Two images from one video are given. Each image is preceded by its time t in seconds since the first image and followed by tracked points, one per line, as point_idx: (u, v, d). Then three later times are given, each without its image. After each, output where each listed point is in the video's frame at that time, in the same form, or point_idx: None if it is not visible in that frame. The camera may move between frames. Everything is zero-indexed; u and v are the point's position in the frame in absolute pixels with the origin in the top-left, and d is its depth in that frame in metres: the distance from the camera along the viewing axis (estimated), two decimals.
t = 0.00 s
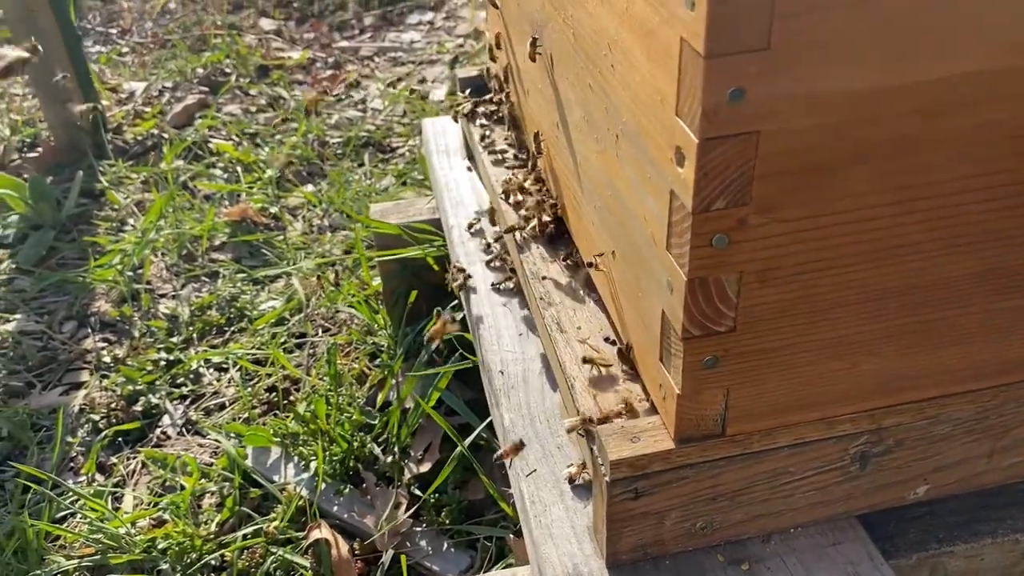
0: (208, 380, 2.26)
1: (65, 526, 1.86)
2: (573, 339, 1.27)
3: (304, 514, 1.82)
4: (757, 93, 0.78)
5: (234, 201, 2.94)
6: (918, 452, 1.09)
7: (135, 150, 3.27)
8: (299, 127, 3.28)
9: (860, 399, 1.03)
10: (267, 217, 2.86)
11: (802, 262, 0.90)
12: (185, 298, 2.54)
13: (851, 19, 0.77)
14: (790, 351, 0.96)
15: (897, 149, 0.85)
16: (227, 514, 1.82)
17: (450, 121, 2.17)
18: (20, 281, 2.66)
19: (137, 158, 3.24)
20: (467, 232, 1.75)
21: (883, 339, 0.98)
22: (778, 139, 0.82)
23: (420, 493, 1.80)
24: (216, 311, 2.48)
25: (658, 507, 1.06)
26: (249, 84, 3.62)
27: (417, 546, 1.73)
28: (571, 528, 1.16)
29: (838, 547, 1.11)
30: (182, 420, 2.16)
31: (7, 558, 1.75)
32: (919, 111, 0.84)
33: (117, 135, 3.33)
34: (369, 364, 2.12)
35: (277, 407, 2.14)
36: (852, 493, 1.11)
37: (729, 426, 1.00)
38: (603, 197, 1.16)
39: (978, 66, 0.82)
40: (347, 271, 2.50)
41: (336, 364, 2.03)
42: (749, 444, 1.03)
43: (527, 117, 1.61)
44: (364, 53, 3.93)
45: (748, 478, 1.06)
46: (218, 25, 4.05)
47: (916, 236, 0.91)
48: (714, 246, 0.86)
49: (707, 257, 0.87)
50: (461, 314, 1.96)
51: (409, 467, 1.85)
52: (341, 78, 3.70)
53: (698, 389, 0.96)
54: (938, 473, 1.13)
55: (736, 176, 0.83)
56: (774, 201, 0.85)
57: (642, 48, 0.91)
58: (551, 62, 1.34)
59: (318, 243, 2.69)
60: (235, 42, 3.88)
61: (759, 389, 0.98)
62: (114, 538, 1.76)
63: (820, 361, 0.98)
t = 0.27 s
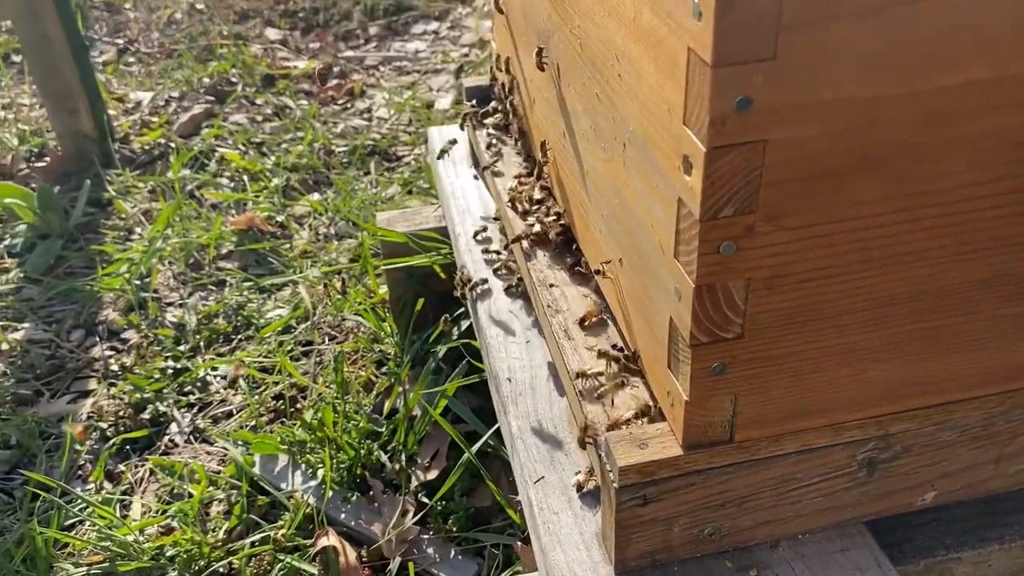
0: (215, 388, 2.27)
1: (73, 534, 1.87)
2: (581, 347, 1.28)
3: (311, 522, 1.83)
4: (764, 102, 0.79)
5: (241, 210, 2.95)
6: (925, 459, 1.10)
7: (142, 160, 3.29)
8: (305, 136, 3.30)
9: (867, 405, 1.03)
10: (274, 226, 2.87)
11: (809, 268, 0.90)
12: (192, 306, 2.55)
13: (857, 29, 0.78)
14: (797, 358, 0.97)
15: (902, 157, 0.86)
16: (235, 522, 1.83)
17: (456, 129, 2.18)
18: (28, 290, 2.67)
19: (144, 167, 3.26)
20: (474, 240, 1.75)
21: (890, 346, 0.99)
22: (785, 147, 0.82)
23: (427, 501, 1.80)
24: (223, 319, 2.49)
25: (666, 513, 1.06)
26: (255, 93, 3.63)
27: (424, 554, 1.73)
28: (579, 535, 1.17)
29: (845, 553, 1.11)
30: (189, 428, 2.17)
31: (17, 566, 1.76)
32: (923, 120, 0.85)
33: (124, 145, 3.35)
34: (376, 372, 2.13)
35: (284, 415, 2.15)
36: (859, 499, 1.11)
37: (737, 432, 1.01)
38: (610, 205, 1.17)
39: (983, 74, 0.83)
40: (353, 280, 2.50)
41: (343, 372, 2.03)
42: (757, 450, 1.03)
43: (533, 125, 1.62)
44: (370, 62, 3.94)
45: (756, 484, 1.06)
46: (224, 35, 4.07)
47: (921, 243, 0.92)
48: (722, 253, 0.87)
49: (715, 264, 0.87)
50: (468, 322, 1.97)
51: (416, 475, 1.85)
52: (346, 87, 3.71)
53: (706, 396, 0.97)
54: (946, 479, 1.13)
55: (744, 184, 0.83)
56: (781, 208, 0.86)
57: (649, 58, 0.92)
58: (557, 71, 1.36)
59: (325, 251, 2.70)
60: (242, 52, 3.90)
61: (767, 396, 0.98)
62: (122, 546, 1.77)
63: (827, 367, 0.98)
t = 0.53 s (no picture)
0: (224, 395, 2.28)
1: (84, 540, 1.87)
2: (591, 352, 1.28)
3: (320, 528, 1.83)
4: (777, 108, 0.79)
5: (249, 217, 2.96)
6: (937, 464, 1.10)
7: (150, 167, 3.30)
8: (312, 143, 3.31)
9: (879, 411, 1.03)
10: (282, 232, 2.88)
11: (821, 274, 0.91)
12: (200, 313, 2.56)
13: (869, 36, 0.78)
14: (809, 363, 0.97)
15: (914, 163, 0.86)
16: (244, 528, 1.83)
17: (463, 136, 2.19)
18: (37, 297, 2.68)
19: (152, 174, 3.27)
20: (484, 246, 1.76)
21: (902, 351, 0.99)
22: (797, 153, 0.83)
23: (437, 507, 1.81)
24: (231, 326, 2.50)
25: (678, 519, 1.07)
26: (262, 101, 3.65)
27: (434, 560, 1.74)
28: (591, 541, 1.17)
29: (858, 558, 1.11)
30: (198, 434, 2.18)
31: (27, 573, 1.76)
32: (936, 126, 0.85)
33: (132, 152, 3.36)
34: (384, 378, 2.13)
35: (293, 421, 2.15)
36: (871, 504, 1.11)
37: (749, 438, 1.01)
38: (621, 211, 1.18)
39: (995, 80, 0.83)
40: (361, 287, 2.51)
41: (351, 378, 2.04)
42: (769, 456, 1.03)
43: (542, 132, 1.63)
44: (376, 69, 3.95)
45: (768, 490, 1.06)
46: (231, 43, 4.08)
47: (933, 249, 0.92)
48: (735, 259, 0.87)
49: (727, 270, 0.88)
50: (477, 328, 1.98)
51: (425, 480, 1.86)
52: (352, 94, 3.72)
53: (719, 401, 0.97)
54: (958, 485, 1.13)
55: (756, 190, 0.84)
56: (793, 214, 0.86)
57: (662, 65, 0.93)
58: (567, 78, 1.36)
59: (332, 257, 2.70)
60: (248, 60, 3.91)
61: (779, 401, 0.99)
62: (131, 552, 1.77)
63: (840, 372, 0.98)
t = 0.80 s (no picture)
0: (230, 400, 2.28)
1: (91, 545, 1.87)
2: (598, 358, 1.28)
3: (327, 533, 1.83)
4: (785, 114, 0.80)
5: (255, 223, 2.97)
6: (946, 469, 1.10)
7: (156, 173, 3.31)
8: (317, 149, 3.32)
9: (888, 416, 1.03)
10: (287, 238, 2.88)
11: (829, 279, 0.91)
12: (207, 318, 2.56)
13: (878, 42, 0.78)
14: (817, 368, 0.97)
15: (923, 168, 0.86)
16: (251, 533, 1.83)
17: (469, 141, 2.19)
18: (44, 303, 2.68)
19: (158, 180, 3.28)
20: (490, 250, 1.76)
21: (910, 355, 0.99)
22: (805, 159, 0.83)
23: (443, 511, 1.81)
24: (237, 331, 2.50)
25: (687, 524, 1.06)
26: (267, 107, 3.65)
27: (441, 565, 1.73)
28: (599, 546, 1.17)
29: (867, 563, 1.11)
30: (205, 439, 2.18)
31: None
32: (944, 130, 0.85)
33: (138, 158, 3.37)
34: (390, 384, 2.14)
35: (299, 426, 2.15)
36: (880, 509, 1.11)
37: (758, 443, 1.01)
38: (628, 216, 1.18)
39: (1003, 84, 0.83)
40: (367, 292, 2.51)
41: (358, 383, 2.04)
42: (778, 460, 1.03)
43: (548, 137, 1.63)
44: (380, 75, 3.96)
45: (777, 495, 1.06)
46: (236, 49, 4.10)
47: (942, 254, 0.92)
48: (743, 264, 0.87)
49: (736, 275, 0.88)
50: (483, 332, 1.98)
51: (432, 485, 1.86)
52: (358, 100, 3.72)
53: (727, 406, 0.97)
54: (967, 489, 1.13)
55: (765, 196, 0.84)
56: (802, 219, 0.86)
57: (669, 70, 0.93)
58: (573, 83, 1.36)
59: (338, 262, 2.71)
60: (254, 66, 3.92)
61: (788, 406, 0.99)
62: (139, 557, 1.77)
63: (848, 377, 0.98)
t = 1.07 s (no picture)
0: (232, 402, 2.27)
1: (92, 548, 1.87)
2: (600, 358, 1.27)
3: (329, 535, 1.82)
4: (787, 110, 0.79)
5: (257, 224, 2.96)
6: (951, 469, 1.09)
7: (158, 175, 3.31)
8: (319, 150, 3.31)
9: (892, 415, 1.02)
10: (289, 239, 2.88)
11: (832, 277, 0.90)
12: (208, 320, 2.56)
13: (881, 37, 0.78)
14: (821, 368, 0.96)
15: (927, 164, 0.86)
16: (252, 536, 1.82)
17: (470, 141, 2.18)
18: (46, 305, 2.68)
19: (160, 182, 3.28)
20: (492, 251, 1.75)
21: (915, 355, 0.98)
22: (807, 155, 0.82)
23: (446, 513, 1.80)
24: (239, 333, 2.50)
25: (690, 525, 1.05)
26: (269, 108, 3.65)
27: (443, 567, 1.73)
28: (601, 548, 1.16)
29: (871, 565, 1.10)
30: (207, 441, 2.17)
31: None
32: (948, 127, 0.84)
33: (140, 160, 3.37)
34: (392, 385, 2.13)
35: (301, 428, 2.15)
36: (884, 510, 1.10)
37: (761, 443, 1.00)
38: (630, 215, 1.17)
39: (1007, 79, 0.83)
40: (369, 293, 2.51)
41: (359, 385, 2.03)
42: (782, 461, 1.02)
43: (549, 137, 1.63)
44: (383, 76, 3.96)
45: (780, 496, 1.05)
46: (239, 51, 4.10)
47: (946, 252, 0.91)
48: (745, 262, 0.86)
49: (739, 273, 0.87)
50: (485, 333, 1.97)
51: (434, 487, 1.85)
52: (360, 101, 3.72)
53: (730, 406, 0.96)
54: (972, 490, 1.12)
55: (767, 193, 0.83)
56: (805, 216, 0.85)
57: (670, 67, 0.92)
58: (574, 82, 1.36)
59: (340, 264, 2.70)
60: (256, 68, 3.92)
61: (791, 406, 0.98)
62: (140, 559, 1.77)
63: (852, 377, 0.97)
